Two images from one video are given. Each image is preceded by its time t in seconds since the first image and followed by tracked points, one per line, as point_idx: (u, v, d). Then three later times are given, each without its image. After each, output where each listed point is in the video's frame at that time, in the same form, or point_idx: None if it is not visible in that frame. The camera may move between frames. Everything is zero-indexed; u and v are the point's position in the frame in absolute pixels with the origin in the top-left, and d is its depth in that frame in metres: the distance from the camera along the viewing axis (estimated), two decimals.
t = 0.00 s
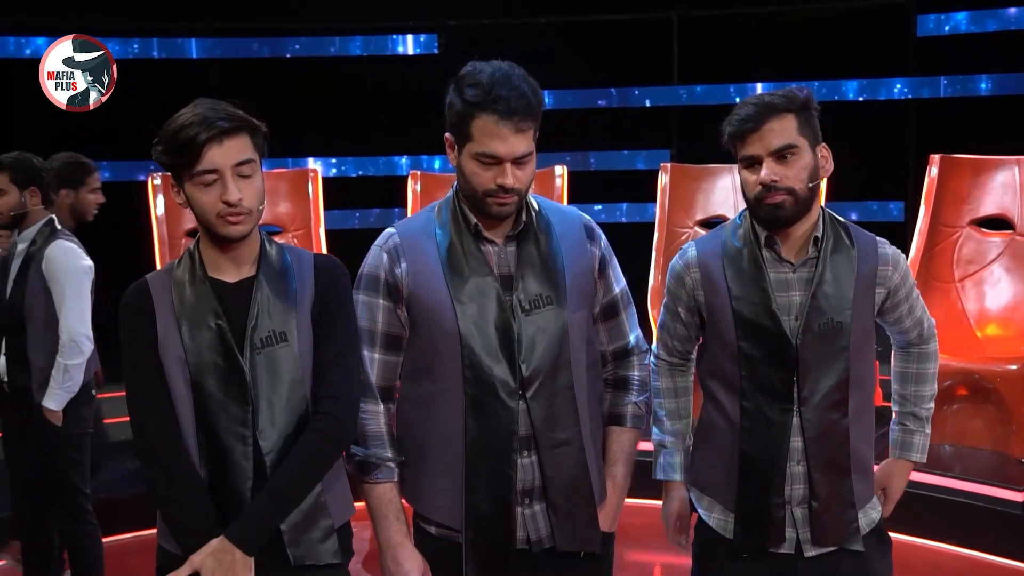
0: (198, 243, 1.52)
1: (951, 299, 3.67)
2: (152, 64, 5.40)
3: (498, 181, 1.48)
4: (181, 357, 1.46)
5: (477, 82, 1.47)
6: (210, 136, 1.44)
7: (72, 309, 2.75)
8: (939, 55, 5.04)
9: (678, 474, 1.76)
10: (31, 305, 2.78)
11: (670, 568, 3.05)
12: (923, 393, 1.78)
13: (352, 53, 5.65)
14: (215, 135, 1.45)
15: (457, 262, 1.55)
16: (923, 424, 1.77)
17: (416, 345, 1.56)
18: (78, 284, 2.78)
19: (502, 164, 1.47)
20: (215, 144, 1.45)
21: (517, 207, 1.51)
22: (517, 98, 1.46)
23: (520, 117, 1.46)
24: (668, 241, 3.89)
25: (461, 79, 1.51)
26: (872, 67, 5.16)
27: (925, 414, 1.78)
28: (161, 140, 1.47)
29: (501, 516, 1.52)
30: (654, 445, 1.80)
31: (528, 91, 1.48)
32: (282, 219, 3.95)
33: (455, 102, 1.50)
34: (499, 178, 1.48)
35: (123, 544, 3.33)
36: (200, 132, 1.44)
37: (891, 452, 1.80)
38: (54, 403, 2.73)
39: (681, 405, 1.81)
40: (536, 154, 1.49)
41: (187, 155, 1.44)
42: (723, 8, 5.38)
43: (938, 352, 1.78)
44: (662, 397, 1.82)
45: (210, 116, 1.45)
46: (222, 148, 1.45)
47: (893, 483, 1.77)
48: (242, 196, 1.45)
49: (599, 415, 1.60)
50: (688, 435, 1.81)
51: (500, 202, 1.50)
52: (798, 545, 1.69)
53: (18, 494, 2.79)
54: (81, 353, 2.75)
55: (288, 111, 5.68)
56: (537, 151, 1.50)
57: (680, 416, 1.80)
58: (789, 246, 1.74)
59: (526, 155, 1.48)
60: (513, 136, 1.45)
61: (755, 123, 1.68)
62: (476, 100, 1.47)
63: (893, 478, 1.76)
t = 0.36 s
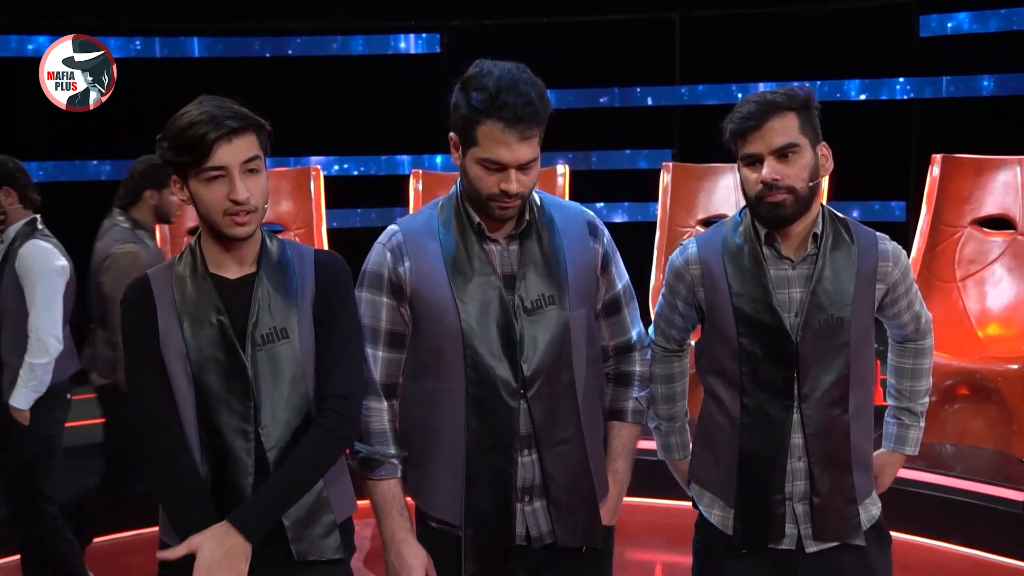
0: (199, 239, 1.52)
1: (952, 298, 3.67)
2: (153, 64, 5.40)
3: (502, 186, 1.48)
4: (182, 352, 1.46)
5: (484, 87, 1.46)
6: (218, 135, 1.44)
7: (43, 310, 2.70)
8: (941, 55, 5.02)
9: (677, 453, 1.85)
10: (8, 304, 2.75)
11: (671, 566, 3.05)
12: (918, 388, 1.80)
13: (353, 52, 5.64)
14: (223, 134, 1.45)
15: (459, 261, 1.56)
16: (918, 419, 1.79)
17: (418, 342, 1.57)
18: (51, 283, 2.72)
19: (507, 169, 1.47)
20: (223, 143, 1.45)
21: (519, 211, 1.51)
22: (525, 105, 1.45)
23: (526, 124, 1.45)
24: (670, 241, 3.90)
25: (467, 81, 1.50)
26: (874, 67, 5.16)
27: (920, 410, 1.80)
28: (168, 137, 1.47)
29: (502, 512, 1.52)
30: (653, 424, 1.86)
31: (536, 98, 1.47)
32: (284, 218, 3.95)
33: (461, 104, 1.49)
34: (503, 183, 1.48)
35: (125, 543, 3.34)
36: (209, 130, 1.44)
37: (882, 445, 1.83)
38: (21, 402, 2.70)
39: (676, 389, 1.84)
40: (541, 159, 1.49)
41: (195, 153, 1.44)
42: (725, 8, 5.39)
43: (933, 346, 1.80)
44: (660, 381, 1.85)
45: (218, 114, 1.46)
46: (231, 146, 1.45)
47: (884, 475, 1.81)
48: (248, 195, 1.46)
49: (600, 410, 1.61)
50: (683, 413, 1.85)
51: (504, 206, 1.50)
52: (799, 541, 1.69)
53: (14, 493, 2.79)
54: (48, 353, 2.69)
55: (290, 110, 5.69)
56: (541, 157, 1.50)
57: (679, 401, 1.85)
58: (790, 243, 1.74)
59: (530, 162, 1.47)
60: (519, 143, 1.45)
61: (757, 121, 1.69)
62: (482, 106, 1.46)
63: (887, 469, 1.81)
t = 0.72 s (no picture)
0: (201, 243, 1.53)
1: (955, 302, 3.68)
2: (155, 67, 5.41)
3: (511, 210, 1.48)
4: (185, 355, 1.47)
5: (498, 113, 1.42)
6: (221, 143, 1.44)
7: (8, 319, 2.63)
8: (942, 58, 5.03)
9: (682, 458, 1.85)
10: None
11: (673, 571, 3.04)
12: (914, 391, 1.79)
13: (355, 56, 5.65)
14: (226, 142, 1.44)
15: (467, 268, 1.56)
16: (911, 421, 1.79)
17: (423, 347, 1.57)
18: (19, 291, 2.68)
19: (516, 194, 1.46)
20: (227, 151, 1.44)
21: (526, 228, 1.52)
22: (538, 135, 1.42)
23: (540, 153, 1.43)
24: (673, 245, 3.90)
25: (482, 100, 1.46)
26: (875, 70, 5.17)
27: (914, 413, 1.79)
28: (171, 143, 1.46)
29: (504, 516, 1.53)
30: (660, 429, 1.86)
31: (550, 127, 1.44)
32: (287, 222, 3.96)
33: (474, 123, 1.46)
34: (512, 205, 1.48)
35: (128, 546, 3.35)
36: (212, 138, 1.43)
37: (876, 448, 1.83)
38: None
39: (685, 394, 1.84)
40: (551, 184, 1.47)
41: (198, 161, 1.43)
42: (727, 12, 5.40)
43: (932, 352, 1.79)
44: (666, 386, 1.85)
45: (222, 122, 1.45)
46: (234, 154, 1.45)
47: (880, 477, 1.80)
48: (250, 204, 1.46)
49: (604, 414, 1.61)
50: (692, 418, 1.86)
51: (511, 225, 1.51)
52: (801, 543, 1.69)
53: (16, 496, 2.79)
54: (10, 360, 2.61)
55: (293, 114, 5.70)
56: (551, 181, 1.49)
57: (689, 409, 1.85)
58: (792, 247, 1.75)
59: (540, 187, 1.46)
60: (529, 173, 1.43)
61: (763, 125, 1.69)
62: (495, 132, 1.43)
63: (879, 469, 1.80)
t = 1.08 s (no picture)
0: (201, 242, 1.54)
1: (955, 302, 3.68)
2: (156, 67, 5.42)
3: (513, 216, 1.49)
4: (186, 355, 1.48)
5: (504, 123, 1.43)
6: (215, 129, 1.48)
7: None
8: (942, 58, 5.05)
9: (679, 457, 1.86)
10: None
11: (673, 571, 3.05)
12: (908, 393, 1.80)
13: (355, 56, 5.68)
14: (220, 128, 1.49)
15: (469, 267, 1.57)
16: (905, 422, 1.79)
17: (426, 345, 1.58)
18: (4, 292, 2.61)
19: (519, 203, 1.47)
20: (221, 136, 1.48)
21: (529, 233, 1.53)
22: (542, 147, 1.43)
23: (543, 165, 1.43)
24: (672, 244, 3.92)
25: (488, 107, 1.46)
26: (875, 70, 5.18)
27: (908, 414, 1.80)
28: (167, 136, 1.51)
29: (503, 514, 1.53)
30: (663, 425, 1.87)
31: (554, 137, 1.44)
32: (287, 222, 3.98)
33: (480, 129, 1.47)
34: (514, 213, 1.49)
35: (130, 545, 3.36)
36: (205, 124, 1.48)
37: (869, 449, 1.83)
38: None
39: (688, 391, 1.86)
40: (554, 193, 1.48)
41: (193, 146, 1.47)
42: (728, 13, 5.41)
43: (928, 354, 1.80)
44: (667, 384, 1.87)
45: (216, 110, 1.50)
46: (229, 139, 1.49)
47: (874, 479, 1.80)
48: (246, 186, 1.48)
49: (606, 412, 1.62)
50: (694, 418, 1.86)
51: (514, 231, 1.52)
52: (798, 539, 1.70)
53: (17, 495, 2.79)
54: None
55: (294, 114, 5.72)
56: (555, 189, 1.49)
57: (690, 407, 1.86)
58: (792, 244, 1.76)
59: (542, 196, 1.47)
60: (531, 182, 1.44)
61: (766, 123, 1.70)
62: (500, 141, 1.43)
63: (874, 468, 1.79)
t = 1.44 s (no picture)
0: (191, 233, 1.54)
1: (945, 292, 3.69)
2: (147, 57, 5.39)
3: (501, 199, 1.48)
4: (176, 345, 1.47)
5: (492, 104, 1.43)
6: (198, 113, 1.49)
7: None
8: (934, 48, 5.05)
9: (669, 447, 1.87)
10: None
11: (665, 559, 3.07)
12: (892, 384, 1.81)
13: (347, 46, 5.67)
14: (204, 111, 1.49)
15: (458, 253, 1.57)
16: (889, 414, 1.80)
17: (415, 332, 1.58)
18: None
19: (507, 183, 1.47)
20: (205, 119, 1.49)
21: (517, 216, 1.52)
22: (530, 126, 1.43)
23: (531, 144, 1.44)
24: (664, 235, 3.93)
25: (476, 90, 1.47)
26: (868, 61, 5.20)
27: (893, 405, 1.81)
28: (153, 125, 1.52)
29: (493, 501, 1.54)
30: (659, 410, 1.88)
31: (542, 118, 1.44)
32: (278, 212, 3.97)
33: (468, 112, 1.47)
34: (503, 195, 1.48)
35: (124, 535, 3.37)
36: (188, 109, 1.49)
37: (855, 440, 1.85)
38: None
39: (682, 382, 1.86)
40: (543, 173, 1.48)
41: (178, 131, 1.48)
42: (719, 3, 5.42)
43: (912, 346, 1.81)
44: (658, 375, 1.87)
45: (200, 96, 1.51)
46: (213, 122, 1.50)
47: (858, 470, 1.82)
48: (232, 167, 1.49)
49: (596, 400, 1.63)
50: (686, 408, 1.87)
51: (503, 215, 1.52)
52: (786, 525, 1.71)
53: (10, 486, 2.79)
54: None
55: (285, 105, 5.70)
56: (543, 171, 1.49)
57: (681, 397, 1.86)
58: (779, 233, 1.77)
59: (531, 176, 1.47)
60: (520, 162, 1.44)
61: (754, 109, 1.70)
62: (488, 122, 1.43)
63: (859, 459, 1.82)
